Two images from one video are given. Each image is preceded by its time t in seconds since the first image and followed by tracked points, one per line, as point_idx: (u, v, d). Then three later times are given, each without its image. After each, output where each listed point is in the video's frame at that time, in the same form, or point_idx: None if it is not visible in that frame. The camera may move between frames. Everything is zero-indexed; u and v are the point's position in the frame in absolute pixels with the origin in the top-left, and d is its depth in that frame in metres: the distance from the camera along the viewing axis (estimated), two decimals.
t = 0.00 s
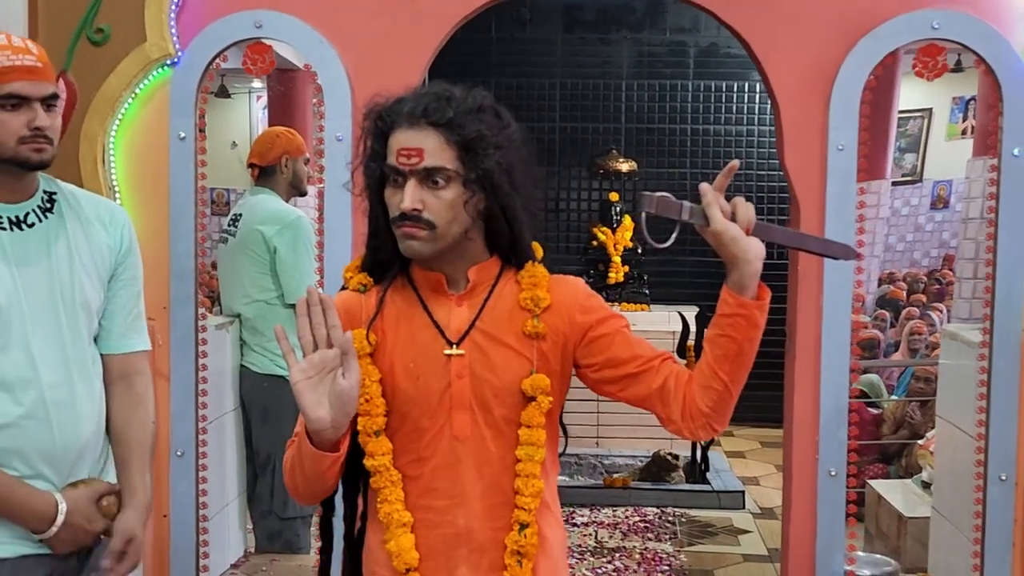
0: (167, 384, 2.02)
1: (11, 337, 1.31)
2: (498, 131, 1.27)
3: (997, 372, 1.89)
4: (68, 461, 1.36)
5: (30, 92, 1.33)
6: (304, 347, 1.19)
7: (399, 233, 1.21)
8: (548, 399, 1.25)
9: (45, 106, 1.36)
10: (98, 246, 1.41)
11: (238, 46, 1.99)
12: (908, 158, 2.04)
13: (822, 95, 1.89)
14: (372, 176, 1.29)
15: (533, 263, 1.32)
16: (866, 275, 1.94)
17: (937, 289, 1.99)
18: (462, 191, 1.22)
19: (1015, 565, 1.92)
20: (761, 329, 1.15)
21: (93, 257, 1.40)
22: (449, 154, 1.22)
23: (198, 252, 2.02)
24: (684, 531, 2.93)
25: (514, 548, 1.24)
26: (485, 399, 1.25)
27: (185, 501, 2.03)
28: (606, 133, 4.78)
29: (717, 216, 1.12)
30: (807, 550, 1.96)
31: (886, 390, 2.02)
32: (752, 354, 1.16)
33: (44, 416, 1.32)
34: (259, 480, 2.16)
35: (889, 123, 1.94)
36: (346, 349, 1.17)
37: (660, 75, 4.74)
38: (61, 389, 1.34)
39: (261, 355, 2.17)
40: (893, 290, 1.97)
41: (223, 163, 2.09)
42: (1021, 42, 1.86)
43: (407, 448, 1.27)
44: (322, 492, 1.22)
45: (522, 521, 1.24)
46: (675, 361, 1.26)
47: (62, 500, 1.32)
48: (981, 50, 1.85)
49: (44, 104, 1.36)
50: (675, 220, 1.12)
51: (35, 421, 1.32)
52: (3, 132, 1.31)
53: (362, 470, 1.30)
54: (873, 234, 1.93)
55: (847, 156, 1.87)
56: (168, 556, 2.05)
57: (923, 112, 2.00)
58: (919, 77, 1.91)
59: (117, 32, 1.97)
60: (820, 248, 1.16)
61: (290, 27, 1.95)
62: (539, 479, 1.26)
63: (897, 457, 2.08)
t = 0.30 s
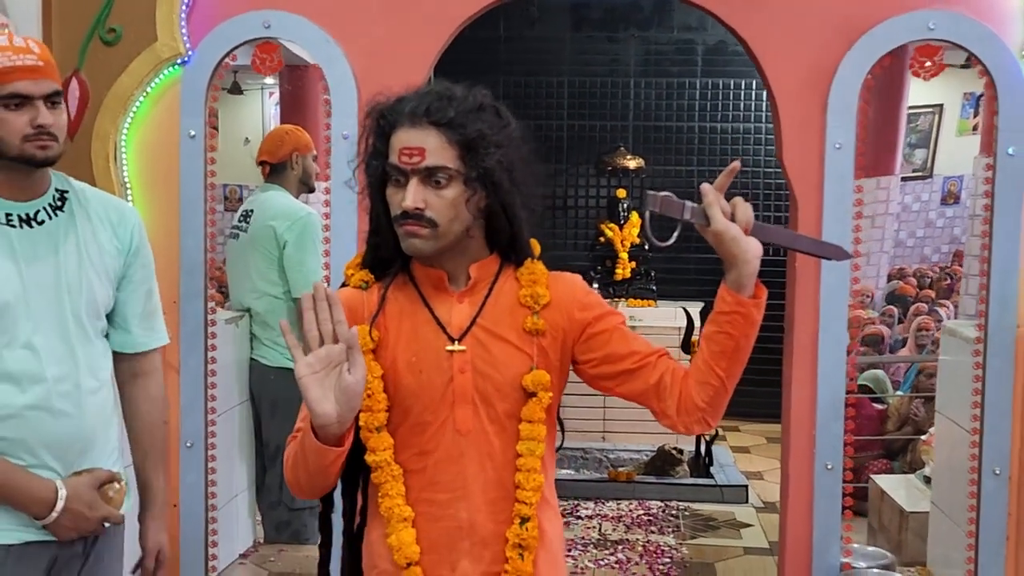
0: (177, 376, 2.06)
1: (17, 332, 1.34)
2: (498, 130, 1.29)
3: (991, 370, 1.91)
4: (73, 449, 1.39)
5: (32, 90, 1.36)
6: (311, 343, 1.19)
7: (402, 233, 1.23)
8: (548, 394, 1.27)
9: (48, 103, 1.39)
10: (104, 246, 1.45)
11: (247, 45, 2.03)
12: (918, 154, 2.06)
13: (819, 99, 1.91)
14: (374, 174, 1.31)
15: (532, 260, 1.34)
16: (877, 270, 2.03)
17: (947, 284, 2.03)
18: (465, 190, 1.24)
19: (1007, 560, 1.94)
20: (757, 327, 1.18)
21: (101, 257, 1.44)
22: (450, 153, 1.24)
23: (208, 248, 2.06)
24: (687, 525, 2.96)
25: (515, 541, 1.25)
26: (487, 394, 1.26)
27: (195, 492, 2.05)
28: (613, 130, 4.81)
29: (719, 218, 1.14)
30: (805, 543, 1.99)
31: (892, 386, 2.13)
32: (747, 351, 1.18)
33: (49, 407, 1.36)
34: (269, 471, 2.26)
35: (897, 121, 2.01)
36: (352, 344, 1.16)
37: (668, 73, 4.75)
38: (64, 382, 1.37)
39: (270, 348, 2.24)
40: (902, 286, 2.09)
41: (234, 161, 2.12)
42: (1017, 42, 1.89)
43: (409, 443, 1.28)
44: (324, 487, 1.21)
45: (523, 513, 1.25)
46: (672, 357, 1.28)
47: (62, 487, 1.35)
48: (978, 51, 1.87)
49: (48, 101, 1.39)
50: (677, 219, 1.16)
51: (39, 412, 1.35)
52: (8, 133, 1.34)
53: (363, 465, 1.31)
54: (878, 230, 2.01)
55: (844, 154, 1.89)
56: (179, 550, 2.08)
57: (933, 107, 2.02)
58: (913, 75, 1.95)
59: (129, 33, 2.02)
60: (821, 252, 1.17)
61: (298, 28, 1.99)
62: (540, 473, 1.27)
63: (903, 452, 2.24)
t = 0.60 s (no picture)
0: (189, 367, 2.12)
1: (37, 324, 1.38)
2: (502, 129, 1.31)
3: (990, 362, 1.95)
4: (90, 437, 1.43)
5: (37, 87, 1.39)
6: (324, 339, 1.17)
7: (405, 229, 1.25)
8: (552, 393, 1.29)
9: (53, 98, 1.42)
10: (121, 244, 1.50)
11: (259, 43, 2.07)
12: (929, 148, 2.11)
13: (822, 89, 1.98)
14: (378, 172, 1.32)
15: (534, 259, 1.35)
16: (886, 266, 2.04)
17: (958, 279, 2.04)
18: (468, 188, 1.26)
19: (1005, 551, 2.00)
20: (753, 327, 1.20)
21: (118, 253, 1.49)
22: (455, 151, 1.26)
23: (221, 242, 2.10)
24: (692, 516, 2.98)
25: (524, 537, 1.26)
26: (491, 393, 1.27)
27: (206, 482, 2.13)
28: (623, 126, 4.82)
29: (722, 223, 1.17)
30: (805, 531, 2.04)
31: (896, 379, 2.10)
32: (743, 350, 1.21)
33: (68, 397, 1.40)
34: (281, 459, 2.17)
35: (907, 115, 2.05)
36: (366, 338, 1.15)
37: (677, 69, 4.77)
38: (80, 373, 1.41)
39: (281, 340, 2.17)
40: (913, 280, 2.08)
41: (246, 156, 2.13)
42: (1017, 41, 1.94)
43: (415, 441, 1.28)
44: (333, 483, 1.20)
45: (531, 509, 1.27)
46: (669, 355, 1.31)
47: (82, 472, 1.40)
48: (979, 49, 1.92)
49: (54, 96, 1.42)
50: (680, 223, 1.18)
51: (59, 401, 1.39)
52: (18, 130, 1.38)
53: (373, 461, 1.31)
54: (887, 226, 2.04)
55: (847, 150, 1.96)
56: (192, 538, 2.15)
57: (945, 102, 2.04)
58: (916, 75, 1.99)
59: (143, 30, 2.06)
60: (820, 255, 1.20)
61: (309, 27, 2.03)
62: (545, 469, 1.29)
63: (908, 446, 2.13)
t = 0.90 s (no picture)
0: (200, 363, 2.16)
1: (55, 319, 1.41)
2: (509, 128, 1.34)
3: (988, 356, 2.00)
4: (108, 429, 1.47)
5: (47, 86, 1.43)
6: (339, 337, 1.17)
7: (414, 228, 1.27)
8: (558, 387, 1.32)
9: (65, 96, 1.46)
10: (134, 237, 1.53)
11: (267, 44, 2.09)
12: (933, 145, 2.06)
13: (822, 88, 2.01)
14: (387, 169, 1.35)
15: (540, 256, 1.38)
16: (888, 263, 2.05)
17: (960, 276, 2.06)
18: (476, 187, 1.29)
19: (1003, 545, 2.04)
20: (755, 321, 1.23)
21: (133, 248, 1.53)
22: (464, 151, 1.28)
23: (230, 239, 2.14)
24: (695, 510, 3.02)
25: (531, 529, 1.30)
26: (499, 387, 1.30)
27: (215, 474, 2.17)
28: (627, 124, 4.85)
29: (728, 221, 1.20)
30: (805, 524, 2.07)
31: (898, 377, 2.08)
32: (744, 345, 1.24)
33: (86, 390, 1.44)
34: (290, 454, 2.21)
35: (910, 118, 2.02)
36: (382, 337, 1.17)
37: (681, 68, 4.79)
38: (97, 366, 1.45)
39: (289, 336, 2.19)
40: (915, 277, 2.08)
41: (253, 153, 2.15)
42: (1015, 42, 1.98)
43: (425, 434, 1.30)
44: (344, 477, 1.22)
45: (537, 501, 1.30)
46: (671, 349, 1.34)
47: (101, 465, 1.44)
48: (977, 49, 1.97)
49: (63, 94, 1.46)
50: (687, 220, 1.21)
51: (76, 394, 1.43)
52: (33, 130, 1.42)
53: (382, 453, 1.33)
54: (891, 222, 2.05)
55: (847, 149, 1.99)
56: (201, 531, 2.19)
57: (949, 99, 2.03)
58: (918, 76, 2.01)
59: (155, 31, 2.09)
60: (818, 252, 1.23)
61: (318, 29, 2.07)
62: (552, 462, 1.32)
63: (909, 442, 2.12)
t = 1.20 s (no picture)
0: (197, 362, 2.15)
1: (49, 317, 1.41)
2: (513, 129, 1.32)
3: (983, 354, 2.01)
4: (100, 427, 1.46)
5: (42, 82, 1.42)
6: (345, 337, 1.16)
7: (417, 227, 1.25)
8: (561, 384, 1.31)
9: (59, 91, 1.45)
10: (128, 234, 1.53)
11: (263, 41, 2.09)
12: (929, 143, 2.03)
13: (818, 87, 2.02)
14: (390, 167, 1.31)
15: (540, 253, 1.36)
16: (886, 261, 2.04)
17: (954, 275, 2.05)
18: (479, 189, 1.27)
19: (999, 544, 2.04)
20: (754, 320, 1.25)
21: (127, 245, 1.52)
22: (468, 151, 1.26)
23: (225, 236, 2.14)
24: (691, 509, 3.02)
25: (534, 527, 1.29)
26: (502, 384, 1.28)
27: (211, 472, 2.16)
28: (624, 122, 4.85)
29: (727, 218, 1.21)
30: (801, 521, 2.08)
31: (894, 373, 2.08)
32: (743, 343, 1.25)
33: (77, 388, 1.43)
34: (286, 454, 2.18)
35: (908, 113, 2.02)
36: (388, 337, 1.14)
37: (678, 65, 4.79)
38: (89, 364, 1.44)
39: (284, 333, 2.19)
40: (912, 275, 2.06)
41: (247, 148, 2.13)
42: (1012, 42, 1.99)
43: (426, 431, 1.28)
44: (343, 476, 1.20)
45: (540, 499, 1.29)
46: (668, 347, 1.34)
47: (90, 464, 1.43)
48: (972, 48, 1.97)
49: (58, 89, 1.45)
50: (690, 220, 1.23)
51: (67, 392, 1.42)
52: (29, 126, 1.41)
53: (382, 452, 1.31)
54: (887, 221, 2.04)
55: (842, 148, 2.00)
56: (197, 529, 2.19)
57: (945, 97, 2.01)
58: (915, 76, 2.01)
59: (151, 28, 2.09)
60: (816, 251, 1.23)
61: (315, 26, 2.06)
62: (554, 459, 1.31)
63: (906, 441, 2.11)
